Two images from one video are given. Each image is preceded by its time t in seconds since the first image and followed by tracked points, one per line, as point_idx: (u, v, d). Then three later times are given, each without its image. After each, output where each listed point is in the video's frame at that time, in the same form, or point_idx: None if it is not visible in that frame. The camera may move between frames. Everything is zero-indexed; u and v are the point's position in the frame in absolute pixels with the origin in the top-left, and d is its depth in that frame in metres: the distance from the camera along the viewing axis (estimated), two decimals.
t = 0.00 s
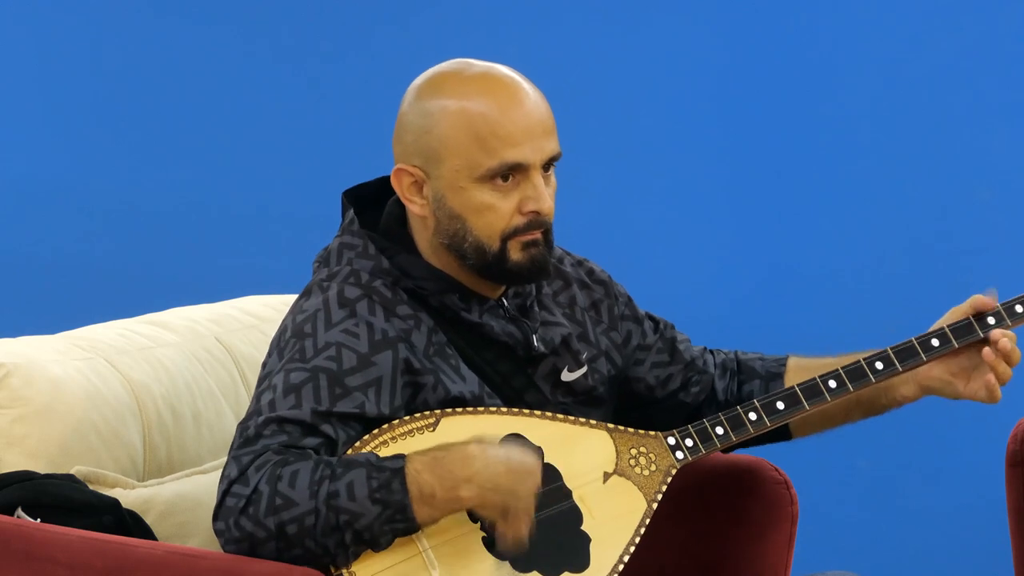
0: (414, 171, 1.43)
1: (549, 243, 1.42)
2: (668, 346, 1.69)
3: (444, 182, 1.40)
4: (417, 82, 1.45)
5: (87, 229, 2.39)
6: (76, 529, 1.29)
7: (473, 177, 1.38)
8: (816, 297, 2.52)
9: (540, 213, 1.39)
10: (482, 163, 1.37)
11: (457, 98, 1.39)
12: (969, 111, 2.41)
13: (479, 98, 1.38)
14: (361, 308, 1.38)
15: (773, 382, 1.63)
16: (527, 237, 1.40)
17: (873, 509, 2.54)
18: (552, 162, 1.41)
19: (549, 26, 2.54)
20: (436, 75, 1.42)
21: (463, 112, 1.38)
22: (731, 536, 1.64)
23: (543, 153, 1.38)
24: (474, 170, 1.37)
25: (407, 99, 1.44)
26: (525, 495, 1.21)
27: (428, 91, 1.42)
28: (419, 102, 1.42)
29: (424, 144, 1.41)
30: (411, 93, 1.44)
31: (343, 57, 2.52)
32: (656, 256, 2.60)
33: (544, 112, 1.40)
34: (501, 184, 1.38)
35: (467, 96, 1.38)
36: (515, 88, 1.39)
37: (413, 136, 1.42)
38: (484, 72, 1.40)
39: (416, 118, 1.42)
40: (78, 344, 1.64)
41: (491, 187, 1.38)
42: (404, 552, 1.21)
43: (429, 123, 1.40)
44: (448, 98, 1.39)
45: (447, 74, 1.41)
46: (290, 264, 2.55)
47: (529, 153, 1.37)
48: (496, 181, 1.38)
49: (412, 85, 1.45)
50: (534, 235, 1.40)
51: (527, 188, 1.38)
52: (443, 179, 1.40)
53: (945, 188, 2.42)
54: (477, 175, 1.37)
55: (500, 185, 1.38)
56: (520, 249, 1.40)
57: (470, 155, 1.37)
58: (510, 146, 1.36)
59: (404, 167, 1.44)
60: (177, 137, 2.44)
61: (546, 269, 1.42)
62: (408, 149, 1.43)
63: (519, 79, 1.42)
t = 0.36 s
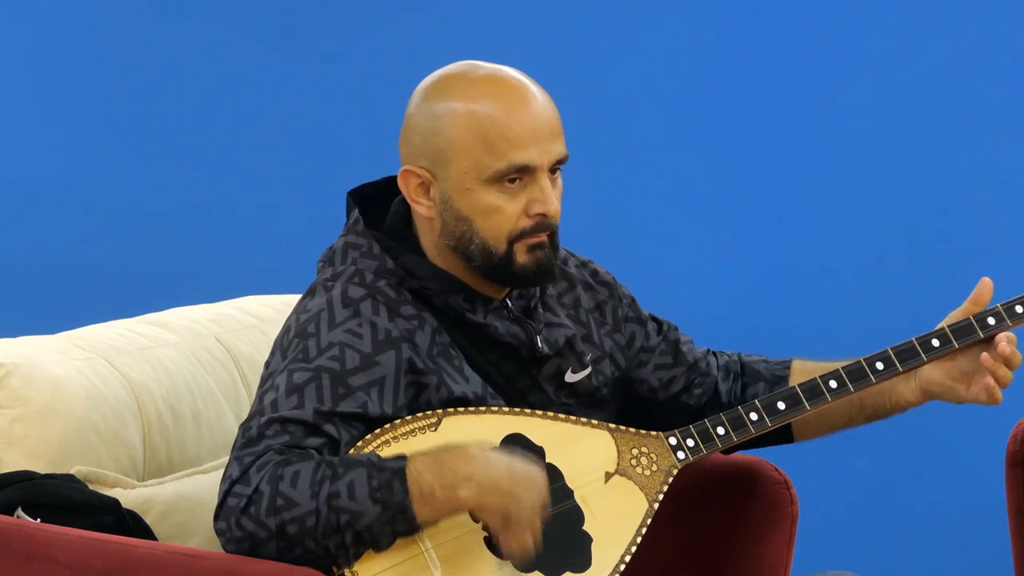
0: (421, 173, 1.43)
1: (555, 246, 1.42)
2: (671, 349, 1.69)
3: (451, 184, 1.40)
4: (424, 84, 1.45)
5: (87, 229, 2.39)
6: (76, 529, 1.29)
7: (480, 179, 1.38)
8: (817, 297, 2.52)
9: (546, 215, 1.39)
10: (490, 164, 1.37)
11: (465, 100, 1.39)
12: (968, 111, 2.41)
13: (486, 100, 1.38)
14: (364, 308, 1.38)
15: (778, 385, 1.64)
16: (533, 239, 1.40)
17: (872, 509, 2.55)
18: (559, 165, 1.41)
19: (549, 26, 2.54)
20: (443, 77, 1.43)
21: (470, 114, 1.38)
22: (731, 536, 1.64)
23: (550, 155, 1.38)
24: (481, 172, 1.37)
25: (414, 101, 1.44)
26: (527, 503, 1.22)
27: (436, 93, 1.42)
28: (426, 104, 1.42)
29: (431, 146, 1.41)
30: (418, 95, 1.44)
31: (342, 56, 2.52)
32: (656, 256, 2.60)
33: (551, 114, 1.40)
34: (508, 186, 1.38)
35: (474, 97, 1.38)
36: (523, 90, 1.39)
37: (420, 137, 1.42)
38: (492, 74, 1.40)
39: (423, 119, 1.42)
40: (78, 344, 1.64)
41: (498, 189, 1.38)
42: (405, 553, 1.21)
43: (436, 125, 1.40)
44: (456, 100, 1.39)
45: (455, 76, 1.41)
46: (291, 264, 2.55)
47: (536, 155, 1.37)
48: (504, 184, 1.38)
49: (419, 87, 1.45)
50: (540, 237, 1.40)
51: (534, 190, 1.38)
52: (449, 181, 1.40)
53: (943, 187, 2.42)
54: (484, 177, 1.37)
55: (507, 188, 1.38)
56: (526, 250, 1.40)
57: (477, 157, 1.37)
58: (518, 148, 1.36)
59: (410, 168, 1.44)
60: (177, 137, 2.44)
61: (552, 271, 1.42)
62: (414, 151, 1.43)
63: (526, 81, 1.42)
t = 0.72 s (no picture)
0: (418, 173, 1.43)
1: (552, 246, 1.42)
2: (672, 353, 1.69)
3: (448, 185, 1.40)
4: (422, 84, 1.45)
5: (87, 229, 2.39)
6: (76, 529, 1.29)
7: (476, 180, 1.38)
8: (817, 298, 2.52)
9: (543, 216, 1.39)
10: (486, 165, 1.37)
11: (462, 100, 1.39)
12: (968, 111, 2.40)
13: (483, 101, 1.38)
14: (364, 307, 1.38)
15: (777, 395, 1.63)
16: (530, 240, 1.40)
17: (873, 510, 2.54)
18: (556, 165, 1.41)
19: (549, 26, 2.54)
20: (441, 77, 1.43)
21: (467, 115, 1.38)
22: (732, 536, 1.64)
23: (547, 156, 1.38)
24: (478, 172, 1.37)
25: (411, 102, 1.44)
26: (528, 503, 1.21)
27: (433, 94, 1.42)
28: (423, 105, 1.42)
29: (428, 147, 1.41)
30: (415, 95, 1.44)
31: (342, 57, 2.53)
32: (656, 255, 2.60)
33: (549, 115, 1.40)
34: (504, 187, 1.38)
35: (471, 98, 1.38)
36: (520, 90, 1.39)
37: (417, 138, 1.42)
38: (490, 75, 1.40)
39: (420, 120, 1.42)
40: (78, 344, 1.64)
41: (495, 190, 1.38)
42: (406, 552, 1.21)
43: (433, 125, 1.40)
44: (453, 100, 1.39)
45: (452, 77, 1.42)
46: (291, 264, 2.55)
47: (532, 155, 1.37)
48: (500, 185, 1.38)
49: (417, 87, 1.45)
50: (538, 238, 1.40)
51: (531, 191, 1.38)
52: (447, 182, 1.40)
53: (943, 187, 2.42)
54: (481, 178, 1.37)
55: (504, 189, 1.38)
56: (523, 251, 1.40)
57: (474, 157, 1.37)
58: (514, 148, 1.36)
59: (408, 169, 1.44)
60: (176, 137, 2.44)
61: (549, 272, 1.42)
62: (412, 151, 1.44)
63: (524, 81, 1.42)
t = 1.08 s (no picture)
0: (431, 182, 1.42)
1: (562, 255, 1.43)
2: (672, 351, 1.69)
3: (463, 196, 1.39)
4: (435, 90, 1.43)
5: (87, 229, 2.39)
6: (77, 529, 1.29)
7: (493, 192, 1.37)
8: (817, 298, 2.52)
9: (558, 227, 1.40)
10: (505, 178, 1.36)
11: (479, 111, 1.38)
12: (968, 111, 2.40)
13: (503, 112, 1.37)
14: (365, 307, 1.38)
15: (777, 387, 1.63)
16: (541, 250, 1.41)
17: (873, 510, 2.54)
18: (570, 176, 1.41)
19: (549, 26, 2.54)
20: (456, 85, 1.41)
21: (484, 126, 1.37)
22: (731, 536, 1.64)
23: (564, 169, 1.38)
24: (495, 185, 1.37)
25: (424, 108, 1.43)
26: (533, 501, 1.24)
27: (448, 102, 1.40)
28: (438, 113, 1.40)
29: (442, 156, 1.40)
30: (428, 101, 1.43)
31: (342, 57, 2.53)
32: (656, 255, 2.61)
33: (564, 126, 1.40)
34: (521, 199, 1.38)
35: (488, 108, 1.37)
36: (538, 102, 1.38)
37: (431, 146, 1.41)
38: (507, 85, 1.40)
39: (435, 129, 1.40)
40: (78, 344, 1.64)
41: (512, 202, 1.38)
42: (404, 552, 1.21)
43: (449, 134, 1.39)
44: (470, 110, 1.38)
45: (469, 85, 1.40)
46: (291, 264, 2.55)
47: (551, 169, 1.37)
48: (518, 197, 1.38)
49: (429, 93, 1.44)
50: (549, 248, 1.41)
51: (546, 203, 1.38)
52: (463, 193, 1.39)
53: (944, 187, 2.42)
54: (497, 190, 1.37)
55: (520, 201, 1.38)
56: (535, 262, 1.41)
57: (493, 170, 1.36)
58: (533, 162, 1.36)
59: (419, 176, 1.43)
60: (176, 137, 2.44)
61: (557, 279, 1.44)
62: (424, 159, 1.42)
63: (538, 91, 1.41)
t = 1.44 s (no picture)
0: (484, 201, 1.38)
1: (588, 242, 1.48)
2: (670, 349, 1.69)
3: (522, 210, 1.38)
4: (473, 105, 1.37)
5: (87, 229, 2.39)
6: (77, 529, 1.29)
7: (552, 202, 1.37)
8: (817, 298, 2.52)
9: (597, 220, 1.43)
10: (565, 188, 1.36)
11: (536, 126, 1.34)
12: (968, 111, 2.40)
13: (555, 124, 1.35)
14: (365, 306, 1.38)
15: (774, 385, 1.64)
16: (579, 246, 1.44)
17: (873, 509, 2.54)
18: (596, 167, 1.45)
19: (549, 26, 2.54)
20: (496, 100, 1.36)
21: (544, 140, 1.34)
22: (731, 536, 1.64)
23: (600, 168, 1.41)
24: (555, 195, 1.37)
25: (467, 126, 1.36)
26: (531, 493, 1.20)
27: (496, 120, 1.35)
28: (488, 132, 1.35)
29: (498, 176, 1.35)
30: (470, 117, 1.36)
31: (342, 57, 2.53)
32: (655, 255, 2.61)
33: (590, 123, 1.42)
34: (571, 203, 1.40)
35: (542, 120, 1.35)
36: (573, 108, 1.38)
37: (483, 166, 1.36)
38: (544, 94, 1.37)
39: (486, 148, 1.35)
40: (77, 344, 1.63)
41: (566, 208, 1.39)
42: (403, 554, 1.22)
43: (505, 154, 1.34)
44: (524, 126, 1.34)
45: (511, 99, 1.36)
46: (291, 263, 2.56)
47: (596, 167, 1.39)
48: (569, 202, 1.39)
49: (466, 109, 1.37)
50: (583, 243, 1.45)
51: (589, 201, 1.41)
52: (518, 208, 1.38)
53: (944, 187, 2.42)
54: (556, 200, 1.37)
55: (572, 205, 1.40)
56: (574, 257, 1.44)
57: (553, 183, 1.36)
58: (586, 166, 1.37)
59: (471, 197, 1.38)
60: (176, 137, 2.44)
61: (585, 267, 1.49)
62: (475, 179, 1.37)
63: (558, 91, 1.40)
